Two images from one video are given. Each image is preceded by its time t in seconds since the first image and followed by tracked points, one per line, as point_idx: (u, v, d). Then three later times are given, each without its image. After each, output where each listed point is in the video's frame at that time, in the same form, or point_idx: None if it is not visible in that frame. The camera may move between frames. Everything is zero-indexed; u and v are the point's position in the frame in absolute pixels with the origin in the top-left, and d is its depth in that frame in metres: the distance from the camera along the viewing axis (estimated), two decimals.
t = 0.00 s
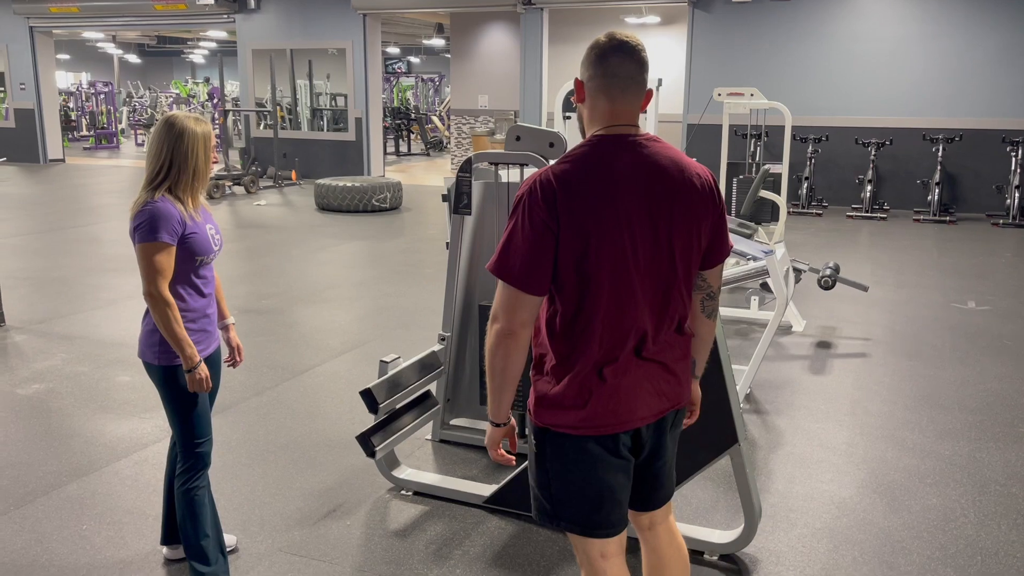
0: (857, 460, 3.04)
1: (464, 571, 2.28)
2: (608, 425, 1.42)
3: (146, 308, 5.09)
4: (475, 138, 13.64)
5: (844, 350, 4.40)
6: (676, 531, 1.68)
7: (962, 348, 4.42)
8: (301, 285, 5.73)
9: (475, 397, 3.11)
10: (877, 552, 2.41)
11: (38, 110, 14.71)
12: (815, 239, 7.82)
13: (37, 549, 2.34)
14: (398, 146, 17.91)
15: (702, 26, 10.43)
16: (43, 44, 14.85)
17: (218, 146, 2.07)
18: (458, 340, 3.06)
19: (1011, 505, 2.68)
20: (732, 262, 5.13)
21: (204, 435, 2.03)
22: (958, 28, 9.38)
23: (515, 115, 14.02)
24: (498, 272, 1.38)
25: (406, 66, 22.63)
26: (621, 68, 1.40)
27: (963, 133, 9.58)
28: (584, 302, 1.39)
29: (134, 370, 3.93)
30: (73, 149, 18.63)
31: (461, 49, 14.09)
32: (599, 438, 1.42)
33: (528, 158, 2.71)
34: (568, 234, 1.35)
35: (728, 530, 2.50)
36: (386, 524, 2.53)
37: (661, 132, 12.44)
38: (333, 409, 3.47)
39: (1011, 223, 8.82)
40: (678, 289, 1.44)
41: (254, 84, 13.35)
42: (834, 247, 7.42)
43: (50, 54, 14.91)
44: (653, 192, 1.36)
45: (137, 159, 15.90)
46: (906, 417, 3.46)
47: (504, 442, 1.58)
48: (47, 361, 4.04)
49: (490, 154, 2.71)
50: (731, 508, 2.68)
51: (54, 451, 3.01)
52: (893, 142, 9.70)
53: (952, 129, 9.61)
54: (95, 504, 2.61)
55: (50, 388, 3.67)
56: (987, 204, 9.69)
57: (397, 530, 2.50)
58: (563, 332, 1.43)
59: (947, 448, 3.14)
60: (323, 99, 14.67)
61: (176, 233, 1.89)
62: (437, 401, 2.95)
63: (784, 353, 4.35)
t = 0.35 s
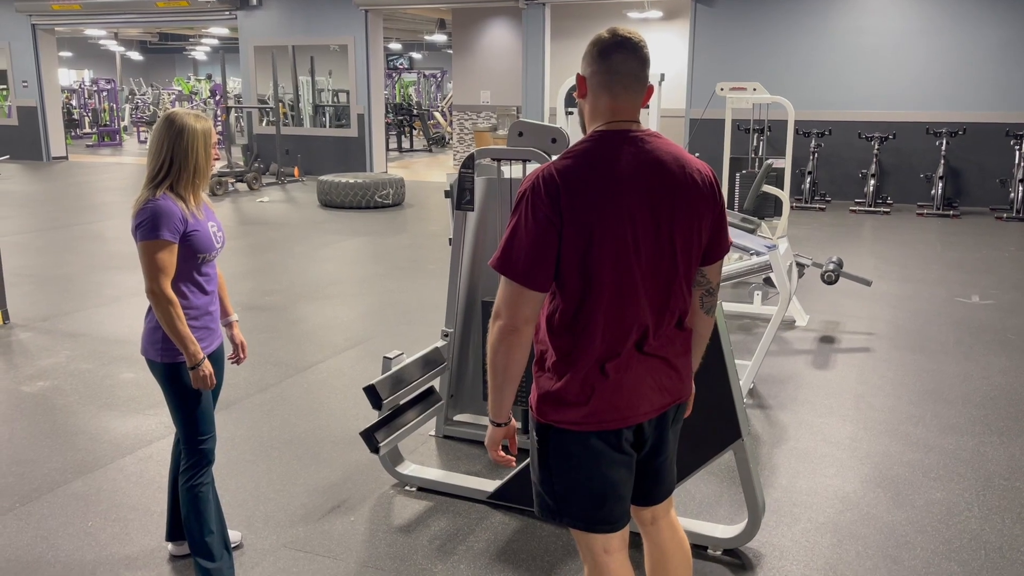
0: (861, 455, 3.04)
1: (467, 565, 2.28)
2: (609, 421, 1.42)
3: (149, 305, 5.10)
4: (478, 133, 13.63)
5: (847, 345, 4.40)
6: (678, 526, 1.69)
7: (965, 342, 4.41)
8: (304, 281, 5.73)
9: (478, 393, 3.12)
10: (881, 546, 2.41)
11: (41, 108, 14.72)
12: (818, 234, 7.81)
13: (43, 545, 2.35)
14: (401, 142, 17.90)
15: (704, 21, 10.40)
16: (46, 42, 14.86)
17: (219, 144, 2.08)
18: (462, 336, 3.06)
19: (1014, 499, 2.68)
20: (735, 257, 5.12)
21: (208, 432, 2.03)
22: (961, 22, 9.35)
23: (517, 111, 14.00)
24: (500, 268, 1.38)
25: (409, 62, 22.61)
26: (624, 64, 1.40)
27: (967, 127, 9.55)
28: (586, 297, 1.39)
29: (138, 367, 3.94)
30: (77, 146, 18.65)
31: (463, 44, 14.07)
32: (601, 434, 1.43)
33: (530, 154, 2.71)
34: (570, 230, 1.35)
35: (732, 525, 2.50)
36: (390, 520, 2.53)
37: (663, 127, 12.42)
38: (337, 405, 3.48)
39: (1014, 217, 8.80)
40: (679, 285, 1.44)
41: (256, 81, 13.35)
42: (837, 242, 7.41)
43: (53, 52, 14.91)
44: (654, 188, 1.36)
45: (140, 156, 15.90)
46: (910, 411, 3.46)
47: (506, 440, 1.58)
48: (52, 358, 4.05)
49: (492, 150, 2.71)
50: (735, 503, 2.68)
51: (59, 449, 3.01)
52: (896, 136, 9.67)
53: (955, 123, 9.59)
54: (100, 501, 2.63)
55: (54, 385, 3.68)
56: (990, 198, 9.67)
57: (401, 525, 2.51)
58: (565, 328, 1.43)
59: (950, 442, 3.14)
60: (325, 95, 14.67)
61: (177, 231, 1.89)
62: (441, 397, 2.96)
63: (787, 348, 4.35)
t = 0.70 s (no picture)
0: (864, 451, 3.04)
1: (472, 562, 2.29)
2: (613, 418, 1.42)
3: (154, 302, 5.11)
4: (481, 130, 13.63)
5: (852, 340, 4.39)
6: (681, 522, 1.69)
7: (969, 337, 4.41)
8: (308, 278, 5.74)
9: (482, 390, 3.12)
10: (885, 542, 2.41)
11: (45, 105, 14.75)
12: (822, 229, 7.79)
13: (50, 542, 2.36)
14: (404, 139, 17.90)
15: (707, 16, 10.38)
16: (49, 39, 14.88)
17: (221, 142, 2.08)
18: (465, 333, 3.06)
19: (1019, 495, 2.68)
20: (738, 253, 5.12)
21: (212, 430, 2.04)
22: (965, 16, 9.31)
23: (520, 107, 13.99)
24: (505, 267, 1.38)
25: (412, 58, 22.60)
26: (626, 62, 1.40)
27: (971, 122, 9.52)
28: (590, 295, 1.39)
29: (143, 365, 3.95)
30: (81, 144, 18.69)
31: (466, 41, 14.06)
32: (604, 430, 1.43)
33: (532, 151, 2.70)
34: (573, 228, 1.35)
35: (736, 521, 2.51)
36: (395, 517, 2.54)
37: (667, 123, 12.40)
38: (341, 402, 3.49)
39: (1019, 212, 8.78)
40: (681, 282, 1.44)
41: (259, 78, 13.35)
42: (841, 237, 7.39)
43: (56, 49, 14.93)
44: (658, 185, 1.36)
45: (143, 154, 15.94)
46: (915, 407, 3.46)
47: (511, 436, 1.59)
48: (57, 356, 4.07)
49: (495, 147, 2.70)
50: (739, 499, 2.69)
51: (65, 446, 3.03)
52: (900, 131, 9.65)
53: (960, 118, 9.55)
54: (106, 497, 2.64)
55: (60, 382, 3.69)
56: (995, 193, 9.64)
57: (406, 522, 2.52)
58: (568, 326, 1.43)
59: (955, 438, 3.14)
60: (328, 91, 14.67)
61: (180, 230, 1.90)
62: (445, 394, 2.96)
63: (791, 344, 4.34)
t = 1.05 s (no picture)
0: (869, 446, 3.04)
1: (477, 558, 2.30)
2: (616, 414, 1.42)
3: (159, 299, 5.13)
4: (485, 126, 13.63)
5: (857, 336, 4.39)
6: (686, 519, 1.69)
7: (975, 332, 4.40)
8: (313, 275, 5.75)
9: (487, 386, 3.13)
10: (890, 538, 2.41)
11: (50, 103, 14.78)
12: (827, 224, 7.78)
13: (57, 538, 2.38)
14: (408, 134, 17.90)
15: (712, 11, 10.35)
16: (54, 37, 14.90)
17: (222, 139, 2.08)
18: (470, 330, 3.07)
19: None
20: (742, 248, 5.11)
21: (218, 427, 2.05)
22: (970, 10, 9.27)
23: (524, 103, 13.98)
24: (507, 265, 1.39)
25: (416, 54, 22.60)
26: (629, 60, 1.40)
27: (977, 116, 9.48)
28: (592, 293, 1.39)
29: (149, 362, 3.97)
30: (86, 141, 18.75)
31: (470, 36, 14.05)
32: (608, 428, 1.43)
33: (537, 148, 2.71)
34: (576, 225, 1.35)
35: (740, 516, 2.51)
36: (400, 513, 2.55)
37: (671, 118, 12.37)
38: (346, 398, 3.50)
39: None
40: (685, 279, 1.44)
41: (263, 74, 13.36)
42: (846, 232, 7.38)
43: (61, 47, 14.96)
44: (662, 183, 1.36)
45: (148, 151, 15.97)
46: (920, 402, 3.45)
47: (515, 433, 1.59)
48: (63, 353, 4.09)
49: (499, 144, 2.71)
50: (743, 495, 2.69)
51: (72, 443, 3.04)
52: (905, 125, 9.61)
53: (965, 112, 9.51)
54: (113, 494, 2.65)
55: (67, 379, 3.71)
56: (1000, 186, 9.61)
57: (411, 518, 2.52)
58: (572, 323, 1.43)
59: (959, 433, 3.14)
60: (332, 88, 14.67)
61: (183, 228, 1.91)
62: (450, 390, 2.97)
63: (796, 339, 4.34)
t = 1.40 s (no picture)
0: (872, 442, 3.04)
1: (481, 555, 2.30)
2: (618, 413, 1.43)
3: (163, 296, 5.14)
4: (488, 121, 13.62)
5: (860, 331, 4.38)
6: (689, 516, 1.69)
7: (978, 328, 4.39)
8: (316, 272, 5.75)
9: (490, 383, 3.13)
10: (894, 534, 2.41)
11: (53, 99, 14.80)
12: (831, 219, 7.76)
13: (63, 536, 2.39)
14: (411, 130, 17.89)
15: (714, 6, 10.32)
16: (56, 33, 14.90)
17: (223, 137, 2.08)
18: (473, 326, 3.07)
19: None
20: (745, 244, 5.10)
21: (222, 425, 2.06)
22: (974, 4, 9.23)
23: (527, 98, 13.96)
24: (510, 263, 1.39)
25: (418, 50, 22.57)
26: (632, 58, 1.39)
27: (981, 110, 9.45)
28: (594, 291, 1.39)
29: (152, 359, 3.98)
30: (89, 138, 18.77)
31: (472, 32, 14.03)
32: (610, 426, 1.43)
33: (540, 145, 2.70)
34: (579, 224, 1.35)
35: (744, 512, 2.51)
36: (404, 510, 2.55)
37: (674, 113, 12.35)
38: (350, 395, 3.51)
39: None
40: (687, 278, 1.44)
41: (265, 70, 13.35)
42: (849, 227, 7.36)
43: (64, 44, 14.97)
44: (664, 182, 1.36)
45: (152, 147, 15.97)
46: (923, 398, 3.45)
47: (518, 430, 1.59)
48: (68, 351, 4.09)
49: (501, 141, 2.70)
50: (747, 491, 2.69)
51: (77, 440, 3.05)
52: (909, 119, 9.58)
53: (969, 107, 9.48)
54: (118, 491, 2.66)
55: (71, 377, 3.72)
56: (1004, 181, 9.58)
57: (415, 515, 2.53)
58: (575, 321, 1.43)
59: (963, 429, 3.13)
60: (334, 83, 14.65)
61: (185, 226, 1.91)
62: (453, 387, 2.97)
63: (799, 335, 4.34)
